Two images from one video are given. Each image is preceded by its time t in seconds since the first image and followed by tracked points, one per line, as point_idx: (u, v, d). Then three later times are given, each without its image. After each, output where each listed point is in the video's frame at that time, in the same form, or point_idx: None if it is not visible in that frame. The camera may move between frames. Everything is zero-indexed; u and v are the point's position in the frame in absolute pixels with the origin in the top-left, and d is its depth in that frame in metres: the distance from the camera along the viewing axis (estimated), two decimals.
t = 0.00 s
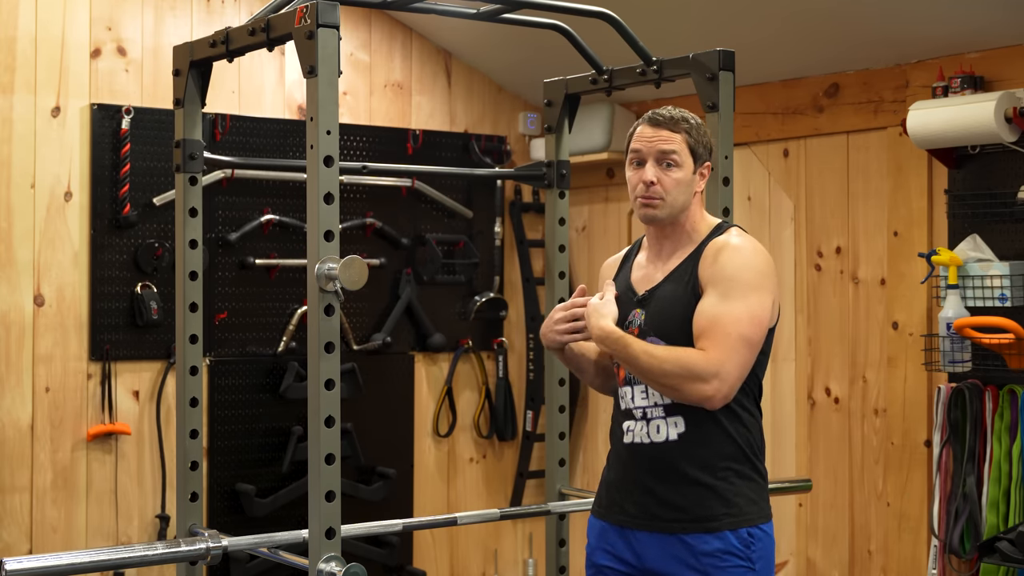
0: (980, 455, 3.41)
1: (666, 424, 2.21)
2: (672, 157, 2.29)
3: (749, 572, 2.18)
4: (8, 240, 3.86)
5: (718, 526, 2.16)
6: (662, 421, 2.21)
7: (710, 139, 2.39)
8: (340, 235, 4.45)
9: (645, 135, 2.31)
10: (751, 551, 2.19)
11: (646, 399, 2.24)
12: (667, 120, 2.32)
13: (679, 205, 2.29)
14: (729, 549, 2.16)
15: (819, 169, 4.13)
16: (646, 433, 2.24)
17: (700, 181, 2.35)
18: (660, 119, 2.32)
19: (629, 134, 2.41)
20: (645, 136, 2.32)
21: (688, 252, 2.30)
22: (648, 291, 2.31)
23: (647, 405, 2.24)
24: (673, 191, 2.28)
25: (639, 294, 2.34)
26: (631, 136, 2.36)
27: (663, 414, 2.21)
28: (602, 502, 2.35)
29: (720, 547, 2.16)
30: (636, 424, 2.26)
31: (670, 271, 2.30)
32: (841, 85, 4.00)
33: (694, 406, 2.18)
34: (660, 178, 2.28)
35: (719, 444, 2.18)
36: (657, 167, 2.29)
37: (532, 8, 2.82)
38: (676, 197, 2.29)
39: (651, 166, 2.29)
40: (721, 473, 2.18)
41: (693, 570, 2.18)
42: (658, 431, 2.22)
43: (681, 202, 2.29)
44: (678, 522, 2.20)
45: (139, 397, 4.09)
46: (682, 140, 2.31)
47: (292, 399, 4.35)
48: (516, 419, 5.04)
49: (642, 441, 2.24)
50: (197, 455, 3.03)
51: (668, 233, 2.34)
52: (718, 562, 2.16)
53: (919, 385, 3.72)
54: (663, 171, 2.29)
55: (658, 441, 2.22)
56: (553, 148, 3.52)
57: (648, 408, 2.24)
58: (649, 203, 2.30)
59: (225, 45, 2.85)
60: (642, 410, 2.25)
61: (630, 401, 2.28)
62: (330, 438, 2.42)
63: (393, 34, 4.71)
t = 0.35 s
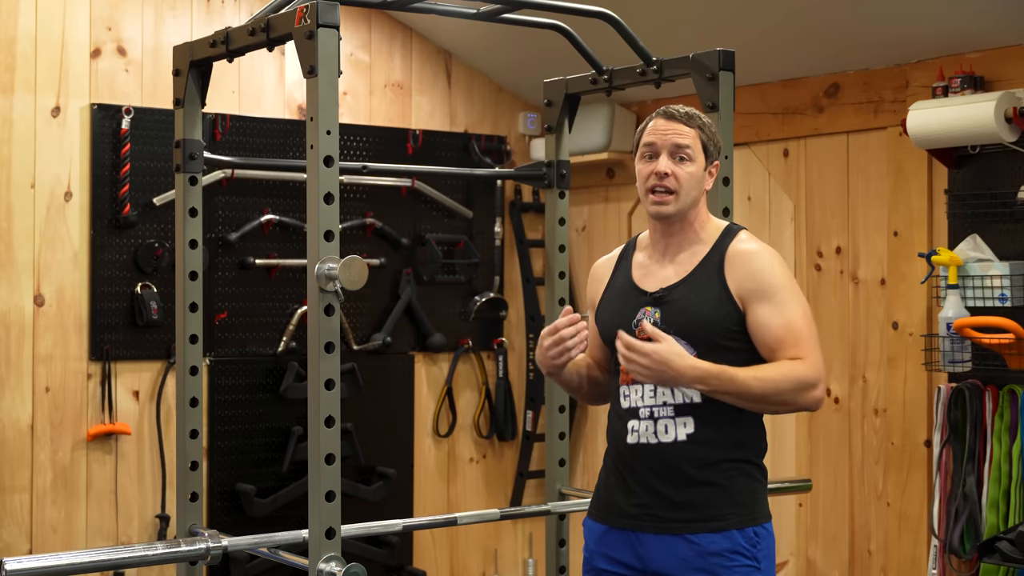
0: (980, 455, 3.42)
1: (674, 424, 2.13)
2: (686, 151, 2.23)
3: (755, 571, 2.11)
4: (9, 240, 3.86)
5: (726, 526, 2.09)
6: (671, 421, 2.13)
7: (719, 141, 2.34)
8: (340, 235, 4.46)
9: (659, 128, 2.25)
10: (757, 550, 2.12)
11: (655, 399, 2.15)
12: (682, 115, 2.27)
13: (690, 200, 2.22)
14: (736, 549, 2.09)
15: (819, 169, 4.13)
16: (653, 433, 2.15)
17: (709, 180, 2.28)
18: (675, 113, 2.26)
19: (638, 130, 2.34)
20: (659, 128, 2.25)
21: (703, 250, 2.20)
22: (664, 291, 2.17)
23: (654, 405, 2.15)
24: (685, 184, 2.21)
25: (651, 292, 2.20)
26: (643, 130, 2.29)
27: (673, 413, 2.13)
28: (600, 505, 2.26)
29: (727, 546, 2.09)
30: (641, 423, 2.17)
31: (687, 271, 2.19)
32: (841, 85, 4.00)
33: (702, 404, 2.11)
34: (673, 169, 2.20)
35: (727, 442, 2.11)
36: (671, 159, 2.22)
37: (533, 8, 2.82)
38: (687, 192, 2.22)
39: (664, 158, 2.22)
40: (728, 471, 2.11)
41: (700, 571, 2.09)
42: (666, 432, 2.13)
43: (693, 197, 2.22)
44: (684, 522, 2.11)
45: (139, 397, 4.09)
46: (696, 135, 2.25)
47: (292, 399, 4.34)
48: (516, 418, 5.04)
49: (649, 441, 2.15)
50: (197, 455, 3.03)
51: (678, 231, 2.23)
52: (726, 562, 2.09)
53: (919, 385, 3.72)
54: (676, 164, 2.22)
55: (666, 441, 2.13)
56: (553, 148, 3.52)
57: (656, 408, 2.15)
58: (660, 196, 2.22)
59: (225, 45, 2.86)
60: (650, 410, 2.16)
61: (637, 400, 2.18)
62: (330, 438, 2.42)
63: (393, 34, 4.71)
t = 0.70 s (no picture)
0: (980, 455, 3.42)
1: (691, 422, 2.08)
2: (701, 146, 2.20)
3: (764, 569, 2.10)
4: (8, 240, 3.86)
5: (738, 524, 2.07)
6: (687, 420, 2.08)
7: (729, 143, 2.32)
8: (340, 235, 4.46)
9: (676, 122, 2.22)
10: (767, 548, 2.11)
11: (673, 397, 2.10)
12: (700, 111, 2.24)
13: (701, 195, 2.19)
14: (746, 547, 2.07)
15: (819, 169, 4.14)
16: (667, 431, 2.09)
17: (721, 180, 2.26)
18: (694, 110, 2.24)
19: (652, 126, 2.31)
20: (676, 121, 2.22)
21: (716, 251, 2.18)
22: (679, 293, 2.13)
23: (671, 403, 2.10)
24: (699, 179, 2.18)
25: (668, 290, 2.15)
26: (659, 124, 2.26)
27: (690, 412, 2.08)
28: (602, 507, 2.19)
29: (738, 544, 2.06)
30: (655, 422, 2.11)
31: (703, 270, 2.16)
32: (841, 85, 4.00)
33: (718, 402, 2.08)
34: (688, 163, 2.17)
35: (739, 440, 2.09)
36: (686, 153, 2.19)
37: (533, 8, 2.82)
38: (700, 187, 2.19)
39: (680, 151, 2.19)
40: (739, 469, 2.09)
41: (712, 571, 2.06)
42: (682, 430, 2.08)
43: (706, 192, 2.19)
44: (695, 522, 2.07)
45: (139, 397, 4.09)
46: (712, 132, 2.23)
47: (292, 399, 4.34)
48: (516, 418, 5.04)
49: (662, 439, 2.10)
50: (197, 455, 3.03)
51: (689, 230, 2.20)
52: (737, 560, 2.07)
53: (919, 385, 3.72)
54: (691, 158, 2.19)
55: (681, 440, 2.08)
56: (553, 148, 3.52)
57: (673, 406, 2.10)
58: (673, 188, 2.18)
59: (225, 45, 2.86)
60: (666, 408, 2.10)
61: (651, 398, 2.12)
62: (330, 438, 2.42)
63: (393, 33, 4.71)
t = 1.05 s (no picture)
0: (980, 455, 3.42)
1: (699, 418, 2.08)
2: (728, 154, 2.21)
3: (770, 568, 2.09)
4: (8, 240, 3.86)
5: (744, 522, 2.06)
6: (697, 416, 2.08)
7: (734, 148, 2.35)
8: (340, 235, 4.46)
9: (704, 126, 2.22)
10: (773, 547, 2.10)
11: (682, 392, 2.10)
12: (723, 117, 2.25)
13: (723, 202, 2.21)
14: (752, 546, 2.07)
15: (819, 169, 4.14)
16: (676, 428, 2.09)
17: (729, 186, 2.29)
18: (718, 115, 2.24)
19: (668, 124, 2.29)
20: (699, 125, 2.23)
21: (722, 248, 2.19)
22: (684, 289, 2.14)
23: (680, 399, 2.10)
24: (724, 183, 2.20)
25: (676, 286, 2.15)
26: (682, 125, 2.24)
27: (699, 408, 2.09)
28: (605, 507, 2.19)
29: (744, 543, 2.06)
30: (664, 418, 2.10)
31: (711, 266, 2.17)
32: (841, 85, 4.00)
33: (726, 399, 2.09)
34: (719, 169, 2.18)
35: (746, 438, 2.09)
36: (716, 159, 2.20)
37: (533, 8, 2.82)
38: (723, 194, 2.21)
39: (712, 156, 2.19)
40: (746, 467, 2.09)
41: (718, 570, 2.06)
42: (691, 427, 2.08)
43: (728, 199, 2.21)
44: (701, 520, 2.07)
45: (139, 397, 4.09)
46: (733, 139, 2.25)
47: (292, 399, 4.34)
48: (516, 418, 5.04)
49: (671, 436, 2.09)
50: (197, 456, 3.03)
51: (698, 228, 2.21)
52: (744, 559, 2.06)
53: (919, 386, 3.72)
54: (719, 164, 2.19)
55: (690, 436, 2.08)
56: (553, 148, 3.52)
57: (682, 402, 2.09)
58: (702, 192, 2.18)
59: (225, 45, 2.86)
60: (674, 404, 2.10)
61: (659, 394, 2.11)
62: (330, 438, 2.42)
63: (392, 33, 4.71)
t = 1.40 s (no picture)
0: (980, 455, 3.42)
1: (702, 419, 2.08)
2: (732, 156, 2.21)
3: (771, 567, 2.09)
4: (8, 240, 3.86)
5: (746, 522, 2.07)
6: (699, 417, 2.08)
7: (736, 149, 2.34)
8: (340, 235, 4.46)
9: (707, 128, 2.21)
10: (774, 546, 2.10)
11: (684, 393, 2.10)
12: (726, 118, 2.25)
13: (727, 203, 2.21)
14: (754, 545, 2.07)
15: (819, 169, 4.14)
16: (679, 428, 2.09)
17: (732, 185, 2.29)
18: (721, 116, 2.24)
19: (671, 124, 2.28)
20: (704, 126, 2.22)
21: (725, 249, 2.19)
22: (686, 291, 2.14)
23: (683, 400, 2.10)
24: (729, 186, 2.19)
25: (679, 287, 2.15)
26: (686, 126, 2.24)
27: (702, 409, 2.09)
28: (606, 507, 2.19)
29: (746, 542, 2.06)
30: (666, 418, 2.10)
31: (714, 268, 2.17)
32: (841, 85, 4.00)
33: (729, 400, 2.09)
34: (723, 171, 2.17)
35: (749, 438, 2.09)
36: (720, 160, 2.19)
37: (533, 8, 2.82)
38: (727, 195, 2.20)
39: (716, 158, 2.18)
40: (748, 467, 2.09)
41: (720, 569, 2.06)
42: (694, 427, 2.08)
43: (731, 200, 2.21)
44: (703, 520, 2.07)
45: (139, 397, 4.09)
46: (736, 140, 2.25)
47: (292, 399, 4.34)
48: (516, 418, 5.04)
49: (673, 436, 2.09)
50: (197, 456, 3.03)
51: (701, 229, 2.21)
52: (746, 558, 2.06)
53: (919, 385, 3.72)
54: (723, 166, 2.19)
55: (693, 437, 2.08)
56: (553, 148, 3.52)
57: (684, 403, 2.10)
58: (706, 195, 2.18)
59: (225, 45, 2.86)
60: (677, 405, 2.10)
61: (661, 395, 2.11)
62: (330, 438, 2.42)
63: (392, 33, 4.71)
